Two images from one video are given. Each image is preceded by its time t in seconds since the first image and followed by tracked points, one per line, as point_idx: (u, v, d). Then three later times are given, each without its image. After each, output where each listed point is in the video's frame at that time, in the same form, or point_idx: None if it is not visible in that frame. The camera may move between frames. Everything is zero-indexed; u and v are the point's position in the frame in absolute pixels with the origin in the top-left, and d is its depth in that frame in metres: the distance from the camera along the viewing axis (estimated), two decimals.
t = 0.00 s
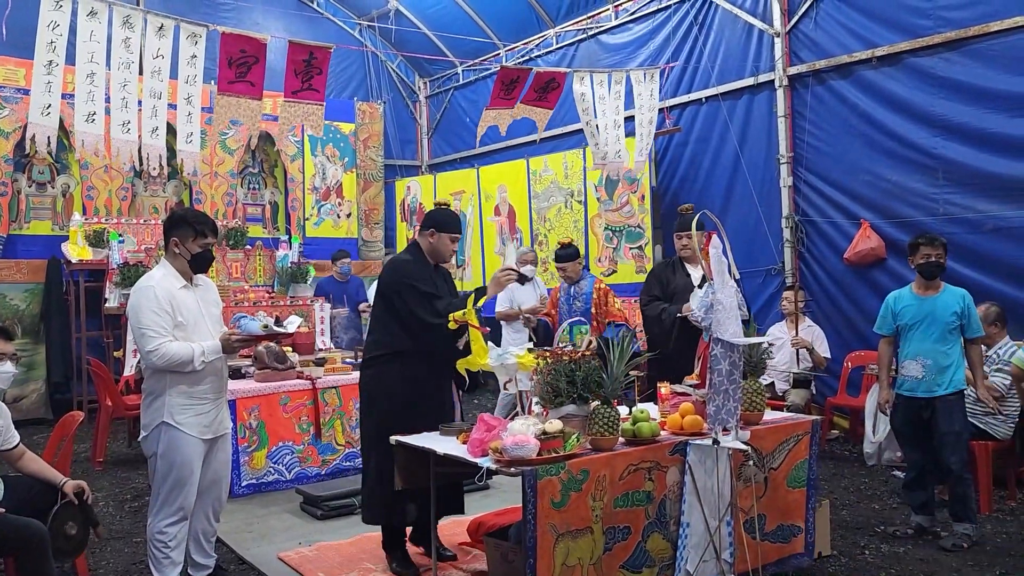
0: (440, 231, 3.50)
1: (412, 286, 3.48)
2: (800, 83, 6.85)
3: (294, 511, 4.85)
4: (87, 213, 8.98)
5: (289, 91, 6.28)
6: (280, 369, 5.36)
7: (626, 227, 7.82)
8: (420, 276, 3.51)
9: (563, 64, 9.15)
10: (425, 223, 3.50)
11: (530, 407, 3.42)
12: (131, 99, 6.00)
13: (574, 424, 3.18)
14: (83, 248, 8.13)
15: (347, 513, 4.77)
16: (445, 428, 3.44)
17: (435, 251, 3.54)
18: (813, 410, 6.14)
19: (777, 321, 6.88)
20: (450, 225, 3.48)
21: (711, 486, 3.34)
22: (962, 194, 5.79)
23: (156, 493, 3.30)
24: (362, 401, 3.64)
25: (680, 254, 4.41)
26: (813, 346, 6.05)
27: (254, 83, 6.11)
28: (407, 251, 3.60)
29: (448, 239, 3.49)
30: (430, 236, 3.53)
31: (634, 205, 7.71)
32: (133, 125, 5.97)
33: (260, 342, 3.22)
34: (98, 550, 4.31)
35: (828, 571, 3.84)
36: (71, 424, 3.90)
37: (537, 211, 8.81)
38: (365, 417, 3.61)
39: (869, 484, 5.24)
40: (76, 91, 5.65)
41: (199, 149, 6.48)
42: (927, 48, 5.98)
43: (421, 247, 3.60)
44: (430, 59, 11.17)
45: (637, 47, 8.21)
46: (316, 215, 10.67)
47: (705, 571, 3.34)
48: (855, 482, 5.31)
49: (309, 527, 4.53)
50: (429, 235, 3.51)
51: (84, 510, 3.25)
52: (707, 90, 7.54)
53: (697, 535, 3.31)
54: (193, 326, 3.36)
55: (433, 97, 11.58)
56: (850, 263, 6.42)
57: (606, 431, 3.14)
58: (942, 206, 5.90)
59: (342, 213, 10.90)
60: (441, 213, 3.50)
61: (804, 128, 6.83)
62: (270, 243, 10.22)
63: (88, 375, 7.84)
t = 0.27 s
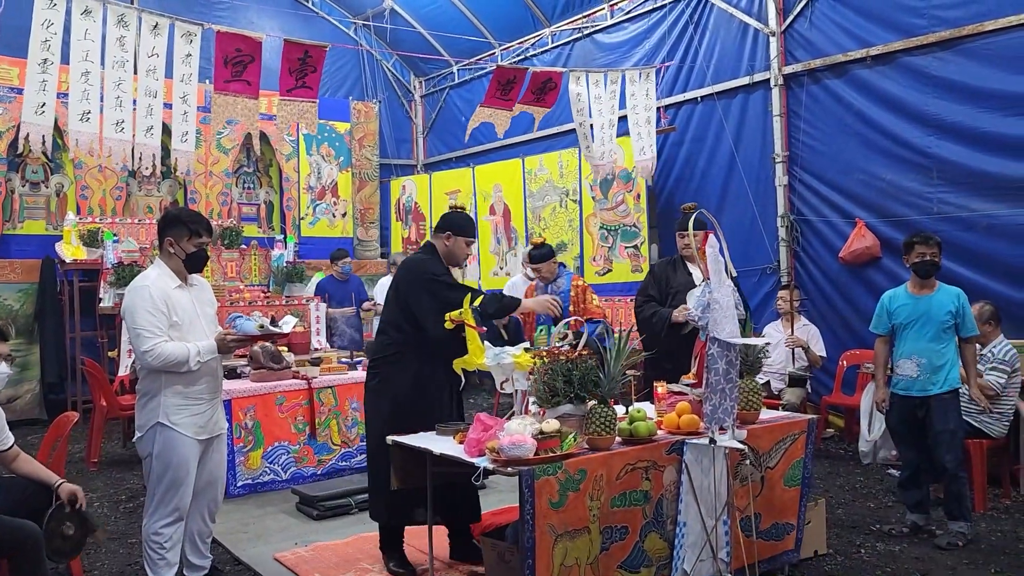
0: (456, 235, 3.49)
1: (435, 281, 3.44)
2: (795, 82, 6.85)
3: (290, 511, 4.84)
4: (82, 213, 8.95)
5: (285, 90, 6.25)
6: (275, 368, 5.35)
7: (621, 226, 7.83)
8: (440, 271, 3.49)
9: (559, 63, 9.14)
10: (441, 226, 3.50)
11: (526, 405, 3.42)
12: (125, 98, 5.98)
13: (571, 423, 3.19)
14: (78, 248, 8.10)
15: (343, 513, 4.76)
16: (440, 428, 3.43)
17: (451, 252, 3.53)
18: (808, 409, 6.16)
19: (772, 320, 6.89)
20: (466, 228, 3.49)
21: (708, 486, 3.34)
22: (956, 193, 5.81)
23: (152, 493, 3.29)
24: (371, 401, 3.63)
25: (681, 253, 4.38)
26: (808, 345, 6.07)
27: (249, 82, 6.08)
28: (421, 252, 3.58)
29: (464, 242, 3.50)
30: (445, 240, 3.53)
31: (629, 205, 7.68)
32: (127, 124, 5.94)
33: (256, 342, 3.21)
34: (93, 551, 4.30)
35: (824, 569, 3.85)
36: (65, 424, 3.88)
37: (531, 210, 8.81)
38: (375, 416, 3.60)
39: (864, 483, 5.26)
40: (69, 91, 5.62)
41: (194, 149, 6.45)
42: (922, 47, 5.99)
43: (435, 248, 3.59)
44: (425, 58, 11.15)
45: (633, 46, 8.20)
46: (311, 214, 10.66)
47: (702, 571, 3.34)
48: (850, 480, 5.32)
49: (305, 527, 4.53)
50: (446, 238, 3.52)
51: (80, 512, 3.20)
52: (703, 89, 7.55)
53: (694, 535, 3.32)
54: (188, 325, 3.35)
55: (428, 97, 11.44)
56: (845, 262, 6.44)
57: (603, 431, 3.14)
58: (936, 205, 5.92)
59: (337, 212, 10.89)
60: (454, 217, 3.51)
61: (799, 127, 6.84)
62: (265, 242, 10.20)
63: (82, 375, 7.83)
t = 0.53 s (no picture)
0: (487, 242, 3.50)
1: (466, 285, 3.45)
2: (788, 80, 6.86)
3: (283, 511, 4.82)
4: (73, 212, 8.90)
5: (277, 89, 6.23)
6: (268, 368, 5.33)
7: (615, 225, 7.84)
8: (471, 275, 3.50)
9: (552, 61, 9.13)
10: (471, 233, 3.52)
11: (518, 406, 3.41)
12: (116, 97, 5.94)
13: (564, 422, 3.18)
14: (69, 248, 8.05)
15: (336, 512, 4.74)
16: (433, 428, 3.41)
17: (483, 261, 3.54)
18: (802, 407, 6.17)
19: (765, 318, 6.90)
20: (498, 236, 3.51)
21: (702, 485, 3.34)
22: (948, 191, 5.82)
23: (141, 494, 3.26)
24: (381, 400, 3.54)
25: (675, 252, 4.40)
26: (801, 343, 6.08)
27: (242, 81, 6.05)
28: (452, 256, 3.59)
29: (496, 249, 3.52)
30: (476, 246, 3.55)
31: (622, 203, 7.71)
32: (117, 123, 5.90)
33: (245, 341, 3.19)
34: (83, 552, 4.26)
35: (818, 567, 3.85)
36: (55, 424, 3.83)
37: (525, 208, 8.80)
38: (384, 415, 3.51)
39: (858, 480, 5.26)
40: (59, 90, 5.58)
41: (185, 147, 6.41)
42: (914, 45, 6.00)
43: (465, 253, 3.61)
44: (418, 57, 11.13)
45: (626, 44, 8.19)
46: (304, 213, 10.63)
47: (695, 570, 3.29)
48: (844, 478, 5.33)
49: (298, 528, 4.51)
50: (476, 245, 3.52)
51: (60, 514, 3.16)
52: (696, 88, 7.54)
53: (688, 534, 3.29)
54: (178, 326, 3.33)
55: (421, 95, 11.47)
56: (838, 260, 6.45)
57: (595, 430, 3.13)
58: (928, 202, 5.93)
59: (331, 211, 10.87)
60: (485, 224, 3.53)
61: (792, 125, 6.84)
62: (258, 241, 10.17)
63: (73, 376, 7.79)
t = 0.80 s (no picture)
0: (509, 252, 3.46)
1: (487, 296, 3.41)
2: (782, 79, 6.87)
3: (277, 512, 4.81)
4: (66, 212, 8.87)
5: (270, 89, 6.21)
6: (262, 369, 5.31)
7: (610, 224, 7.85)
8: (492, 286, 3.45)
9: (547, 60, 9.13)
10: (494, 242, 3.48)
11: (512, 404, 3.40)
12: (109, 96, 5.91)
13: (558, 422, 3.19)
14: (62, 248, 8.02)
15: (331, 512, 4.74)
16: (428, 427, 3.41)
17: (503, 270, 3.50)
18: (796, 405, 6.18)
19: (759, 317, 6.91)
20: (519, 247, 3.47)
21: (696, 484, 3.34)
22: (941, 190, 5.84)
23: (134, 496, 3.25)
24: (384, 400, 3.50)
25: (659, 251, 4.41)
26: (795, 341, 6.09)
27: (236, 80, 6.03)
28: (471, 263, 3.56)
29: (517, 261, 3.48)
30: (497, 256, 3.51)
31: (617, 202, 7.72)
32: (110, 123, 5.88)
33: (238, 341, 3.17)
34: (77, 554, 4.25)
35: (812, 566, 3.86)
36: (49, 426, 3.83)
37: (519, 208, 8.80)
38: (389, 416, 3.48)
39: (852, 478, 5.28)
40: (51, 89, 5.55)
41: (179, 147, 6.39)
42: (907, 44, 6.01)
43: (486, 261, 3.57)
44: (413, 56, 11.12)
45: (620, 43, 8.20)
46: (298, 213, 10.61)
47: (690, 569, 3.30)
48: (838, 476, 5.34)
49: (292, 528, 4.50)
50: (498, 255, 3.49)
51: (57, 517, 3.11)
52: (691, 87, 7.55)
53: (682, 533, 3.30)
54: (170, 326, 3.32)
55: (415, 95, 11.45)
56: (832, 258, 6.46)
57: (589, 430, 3.13)
58: (921, 201, 5.95)
59: (325, 211, 10.86)
60: (507, 234, 3.50)
61: (786, 124, 6.85)
62: (252, 241, 10.14)
63: (67, 377, 7.77)
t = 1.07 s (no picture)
0: (516, 258, 3.45)
1: (492, 302, 3.41)
2: (778, 78, 6.88)
3: (274, 512, 4.81)
4: (62, 213, 8.85)
5: (266, 88, 6.20)
6: (259, 369, 5.31)
7: (608, 224, 7.86)
8: (499, 292, 3.45)
9: (543, 59, 9.13)
10: (503, 247, 3.46)
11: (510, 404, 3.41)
12: (105, 96, 5.89)
13: (555, 421, 3.19)
14: (58, 249, 8.00)
15: (328, 512, 4.73)
16: (425, 426, 3.41)
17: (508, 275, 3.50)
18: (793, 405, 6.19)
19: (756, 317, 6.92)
20: (528, 252, 3.45)
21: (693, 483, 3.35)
22: (937, 189, 5.85)
23: (131, 496, 3.25)
24: (387, 400, 3.52)
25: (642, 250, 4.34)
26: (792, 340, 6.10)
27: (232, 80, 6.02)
28: (478, 266, 3.53)
29: (524, 266, 3.46)
30: (504, 261, 3.49)
31: (615, 201, 7.75)
32: (106, 122, 5.86)
33: (235, 341, 3.16)
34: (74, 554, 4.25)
35: (810, 564, 3.86)
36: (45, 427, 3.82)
37: (516, 207, 8.80)
38: (393, 415, 3.50)
39: (849, 477, 5.29)
40: (47, 89, 5.53)
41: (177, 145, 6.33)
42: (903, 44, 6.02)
43: (493, 265, 3.56)
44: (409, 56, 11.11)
45: (617, 43, 8.20)
46: (295, 213, 10.60)
47: (687, 567, 3.29)
48: (835, 475, 5.35)
49: (289, 528, 4.50)
50: (505, 260, 3.47)
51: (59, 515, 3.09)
52: (687, 86, 7.56)
53: (679, 532, 3.31)
54: (167, 326, 3.32)
55: (411, 94, 11.46)
56: (828, 258, 6.48)
57: (587, 429, 3.14)
58: (917, 201, 5.96)
59: (322, 211, 10.85)
60: (516, 240, 3.48)
61: (782, 124, 6.86)
62: (248, 241, 10.13)
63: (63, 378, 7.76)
